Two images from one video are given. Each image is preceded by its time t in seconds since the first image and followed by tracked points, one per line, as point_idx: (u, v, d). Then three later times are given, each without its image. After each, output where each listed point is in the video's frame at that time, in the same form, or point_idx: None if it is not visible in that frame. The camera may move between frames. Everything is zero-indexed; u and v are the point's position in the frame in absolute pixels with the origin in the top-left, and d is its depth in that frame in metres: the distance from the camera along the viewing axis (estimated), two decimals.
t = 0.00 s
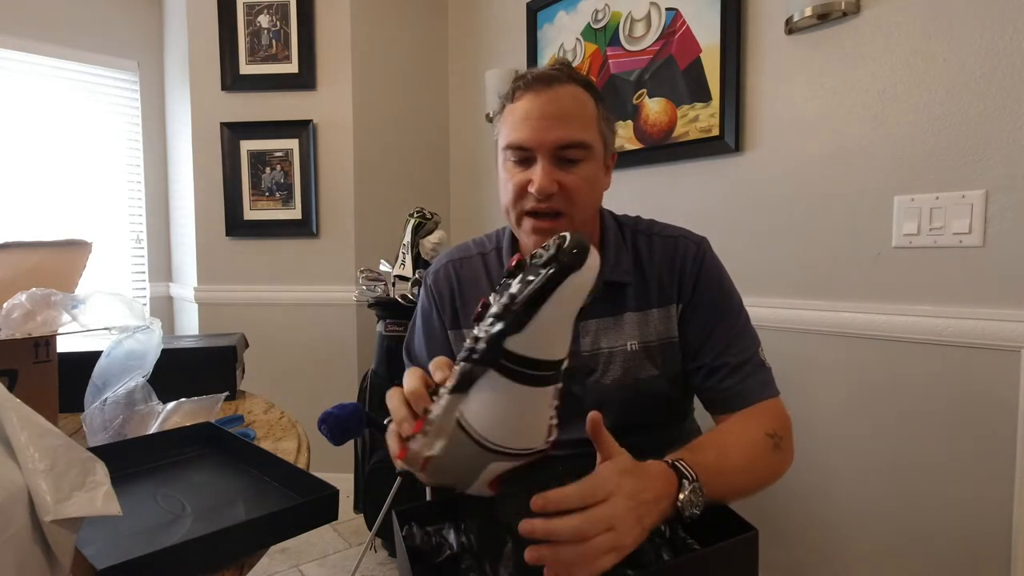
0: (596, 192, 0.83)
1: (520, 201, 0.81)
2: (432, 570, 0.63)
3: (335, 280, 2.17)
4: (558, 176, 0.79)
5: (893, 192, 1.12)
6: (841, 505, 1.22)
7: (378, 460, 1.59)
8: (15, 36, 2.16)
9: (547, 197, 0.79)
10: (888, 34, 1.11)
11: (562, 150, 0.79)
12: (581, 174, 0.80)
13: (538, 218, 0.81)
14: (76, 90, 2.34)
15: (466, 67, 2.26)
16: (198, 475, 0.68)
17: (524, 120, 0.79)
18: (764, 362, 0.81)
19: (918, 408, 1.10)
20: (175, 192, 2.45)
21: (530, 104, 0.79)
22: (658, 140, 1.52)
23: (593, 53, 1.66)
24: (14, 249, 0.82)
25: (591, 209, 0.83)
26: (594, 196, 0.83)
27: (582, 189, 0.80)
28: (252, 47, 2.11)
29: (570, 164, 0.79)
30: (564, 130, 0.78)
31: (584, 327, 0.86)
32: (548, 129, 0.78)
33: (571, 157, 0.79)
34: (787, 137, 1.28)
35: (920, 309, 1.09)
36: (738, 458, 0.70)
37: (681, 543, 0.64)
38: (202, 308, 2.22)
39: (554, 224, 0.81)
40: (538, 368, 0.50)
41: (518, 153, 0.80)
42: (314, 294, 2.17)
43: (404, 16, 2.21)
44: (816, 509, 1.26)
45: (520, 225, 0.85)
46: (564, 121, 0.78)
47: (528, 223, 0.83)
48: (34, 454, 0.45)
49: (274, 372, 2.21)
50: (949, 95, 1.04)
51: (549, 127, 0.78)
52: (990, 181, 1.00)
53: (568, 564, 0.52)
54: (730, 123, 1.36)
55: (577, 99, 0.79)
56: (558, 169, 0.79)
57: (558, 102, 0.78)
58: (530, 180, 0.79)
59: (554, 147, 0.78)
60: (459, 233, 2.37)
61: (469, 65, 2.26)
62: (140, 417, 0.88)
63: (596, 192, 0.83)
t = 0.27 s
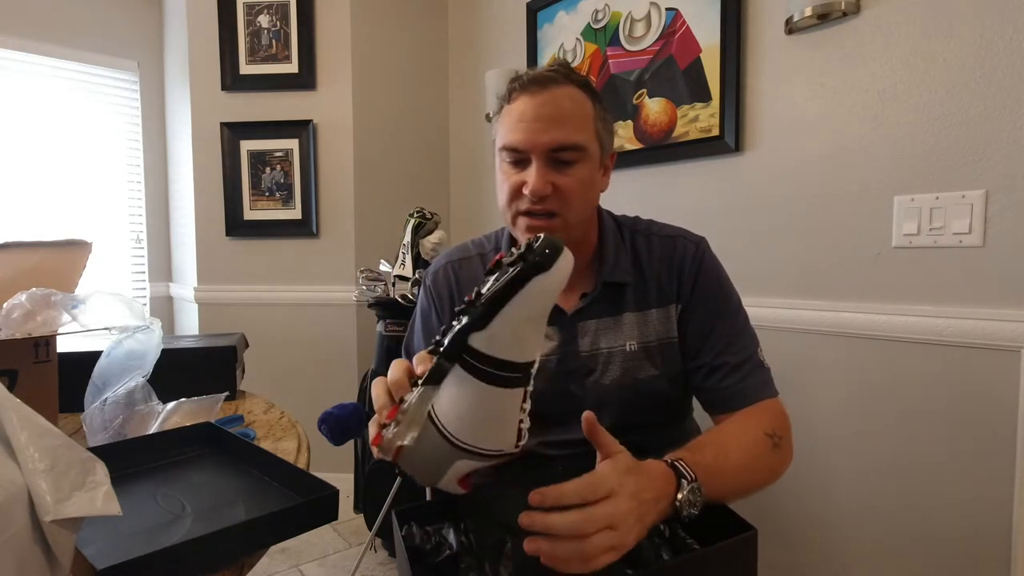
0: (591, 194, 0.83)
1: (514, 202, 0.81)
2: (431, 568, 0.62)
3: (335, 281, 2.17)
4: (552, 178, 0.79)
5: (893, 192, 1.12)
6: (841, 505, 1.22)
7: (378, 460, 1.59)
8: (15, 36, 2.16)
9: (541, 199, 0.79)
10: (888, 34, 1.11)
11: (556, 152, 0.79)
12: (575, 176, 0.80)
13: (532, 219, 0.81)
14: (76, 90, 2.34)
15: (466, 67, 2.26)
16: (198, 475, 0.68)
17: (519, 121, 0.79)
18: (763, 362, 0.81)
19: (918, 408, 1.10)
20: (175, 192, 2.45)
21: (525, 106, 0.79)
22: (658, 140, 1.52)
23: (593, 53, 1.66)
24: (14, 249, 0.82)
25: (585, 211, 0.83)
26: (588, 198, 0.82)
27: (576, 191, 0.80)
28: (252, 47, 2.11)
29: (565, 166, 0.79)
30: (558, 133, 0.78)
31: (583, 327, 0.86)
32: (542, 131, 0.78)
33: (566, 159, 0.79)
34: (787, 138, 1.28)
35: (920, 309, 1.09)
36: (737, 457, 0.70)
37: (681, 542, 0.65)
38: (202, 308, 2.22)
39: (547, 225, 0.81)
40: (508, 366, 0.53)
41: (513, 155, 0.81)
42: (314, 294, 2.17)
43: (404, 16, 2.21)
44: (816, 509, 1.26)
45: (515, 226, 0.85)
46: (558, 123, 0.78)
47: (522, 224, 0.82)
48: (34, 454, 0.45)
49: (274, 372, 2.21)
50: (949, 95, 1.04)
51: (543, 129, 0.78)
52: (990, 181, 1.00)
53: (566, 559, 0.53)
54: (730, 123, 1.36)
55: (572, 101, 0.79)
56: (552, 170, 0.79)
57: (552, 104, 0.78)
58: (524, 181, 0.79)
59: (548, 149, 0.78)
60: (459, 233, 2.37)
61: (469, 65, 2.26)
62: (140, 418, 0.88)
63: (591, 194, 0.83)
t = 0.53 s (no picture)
0: (589, 194, 0.83)
1: (512, 202, 0.81)
2: (431, 570, 0.64)
3: (335, 281, 2.17)
4: (550, 177, 0.78)
5: (893, 192, 1.12)
6: (841, 505, 1.22)
7: (378, 460, 1.59)
8: (15, 36, 2.16)
9: (538, 199, 0.78)
10: (888, 34, 1.11)
11: (554, 152, 0.78)
12: (572, 176, 0.79)
13: (529, 218, 0.80)
14: (76, 90, 2.34)
15: (466, 67, 2.26)
16: (198, 475, 0.68)
17: (516, 122, 0.79)
18: (762, 361, 0.81)
19: (918, 408, 1.10)
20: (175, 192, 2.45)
21: (523, 106, 0.79)
22: (658, 140, 1.52)
23: (593, 53, 1.66)
24: (14, 249, 0.82)
25: (583, 211, 0.82)
26: (586, 198, 0.82)
27: (574, 191, 0.80)
28: (252, 47, 2.11)
29: (562, 166, 0.79)
30: (555, 133, 0.78)
31: (581, 327, 0.86)
32: (540, 132, 0.78)
33: (563, 159, 0.79)
34: (787, 138, 1.28)
35: (919, 309, 1.09)
36: (734, 456, 0.70)
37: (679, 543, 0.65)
38: (202, 308, 2.22)
39: (545, 224, 0.80)
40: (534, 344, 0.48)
41: (510, 155, 0.80)
42: (314, 294, 2.17)
43: (404, 16, 2.21)
44: (817, 509, 1.26)
45: (512, 226, 0.84)
46: (554, 123, 0.78)
47: (520, 223, 0.82)
48: (33, 454, 0.45)
49: (274, 372, 2.21)
50: (949, 95, 1.04)
51: (541, 130, 0.78)
52: (990, 181, 1.00)
53: (547, 525, 0.53)
54: (730, 123, 1.36)
55: (569, 101, 0.79)
56: (549, 170, 0.79)
57: (550, 104, 0.78)
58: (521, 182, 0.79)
59: (545, 149, 0.78)
60: (459, 232, 2.37)
61: (469, 65, 2.26)
62: (140, 418, 0.88)
63: (589, 194, 0.82)
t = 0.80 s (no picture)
0: (587, 195, 0.82)
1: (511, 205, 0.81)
2: (432, 570, 0.64)
3: (335, 281, 2.17)
4: (548, 178, 0.78)
5: (893, 192, 1.12)
6: (840, 505, 1.22)
7: (378, 460, 1.59)
8: (15, 36, 2.16)
9: (535, 201, 0.78)
10: (887, 34, 1.11)
11: (553, 153, 0.78)
12: (570, 177, 0.79)
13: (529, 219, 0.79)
14: (76, 90, 2.34)
15: (466, 67, 2.27)
16: (198, 475, 0.68)
17: (511, 123, 0.78)
18: (763, 360, 0.82)
19: (918, 408, 1.10)
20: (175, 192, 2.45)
21: (519, 108, 0.78)
22: (658, 140, 1.52)
23: (593, 53, 1.66)
24: (14, 249, 0.82)
25: (582, 212, 0.82)
26: (585, 198, 0.82)
27: (572, 193, 0.80)
28: (252, 47, 2.11)
29: (559, 167, 0.78)
30: (552, 133, 0.77)
31: (583, 328, 0.86)
32: (537, 133, 0.77)
33: (560, 160, 0.78)
34: (787, 138, 1.28)
35: (919, 308, 1.09)
36: (738, 457, 0.70)
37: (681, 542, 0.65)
38: (202, 308, 2.22)
39: (545, 225, 0.80)
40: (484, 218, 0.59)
41: (507, 158, 0.80)
42: (314, 294, 2.17)
43: (404, 16, 2.21)
44: (816, 509, 1.26)
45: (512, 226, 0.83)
46: (552, 124, 0.77)
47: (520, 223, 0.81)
48: (33, 454, 0.45)
49: (274, 372, 2.21)
50: (949, 95, 1.04)
51: (537, 131, 0.77)
52: (990, 181, 1.00)
53: (564, 534, 0.54)
54: (730, 123, 1.36)
55: (564, 102, 0.78)
56: (548, 170, 0.78)
57: (548, 105, 0.78)
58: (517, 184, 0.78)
59: (542, 150, 0.77)
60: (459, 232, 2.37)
61: (469, 65, 2.26)
62: (140, 418, 0.88)
63: (588, 194, 0.82)
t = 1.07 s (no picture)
0: (558, 193, 0.81)
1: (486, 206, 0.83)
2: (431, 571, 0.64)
3: (335, 281, 2.17)
4: (512, 178, 0.79)
5: (893, 192, 1.12)
6: (840, 505, 1.22)
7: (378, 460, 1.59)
8: (15, 36, 2.16)
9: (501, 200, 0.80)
10: (888, 34, 1.11)
11: (516, 153, 0.80)
12: (535, 175, 0.80)
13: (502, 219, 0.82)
14: (76, 90, 2.34)
15: (466, 68, 2.27)
16: (198, 475, 0.68)
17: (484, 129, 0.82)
18: (764, 362, 0.82)
19: (918, 408, 1.10)
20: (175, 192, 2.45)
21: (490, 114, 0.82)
22: (658, 140, 1.52)
23: (592, 53, 1.66)
24: (14, 249, 0.82)
25: (552, 209, 0.81)
26: (557, 196, 0.81)
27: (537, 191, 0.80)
28: (252, 47, 2.11)
29: (523, 166, 0.79)
30: (514, 134, 0.79)
31: (584, 325, 0.86)
32: (501, 134, 0.80)
33: (524, 159, 0.79)
34: (787, 138, 1.28)
35: (919, 309, 1.09)
36: (735, 455, 0.70)
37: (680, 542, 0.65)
38: (202, 308, 2.22)
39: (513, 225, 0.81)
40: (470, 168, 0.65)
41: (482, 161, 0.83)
42: (314, 294, 2.17)
43: (404, 16, 2.21)
44: (817, 509, 1.26)
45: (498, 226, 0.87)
46: (515, 125, 0.79)
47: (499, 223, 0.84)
48: (33, 455, 0.45)
49: (274, 372, 2.21)
50: (949, 95, 1.04)
51: (501, 132, 0.80)
52: (990, 181, 1.00)
53: (558, 531, 0.55)
54: (729, 123, 1.36)
55: (530, 102, 0.80)
56: (513, 171, 0.80)
57: (513, 107, 0.80)
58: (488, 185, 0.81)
59: (504, 151, 0.79)
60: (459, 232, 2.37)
61: (469, 65, 2.26)
62: (140, 418, 0.88)
63: (561, 192, 0.82)
